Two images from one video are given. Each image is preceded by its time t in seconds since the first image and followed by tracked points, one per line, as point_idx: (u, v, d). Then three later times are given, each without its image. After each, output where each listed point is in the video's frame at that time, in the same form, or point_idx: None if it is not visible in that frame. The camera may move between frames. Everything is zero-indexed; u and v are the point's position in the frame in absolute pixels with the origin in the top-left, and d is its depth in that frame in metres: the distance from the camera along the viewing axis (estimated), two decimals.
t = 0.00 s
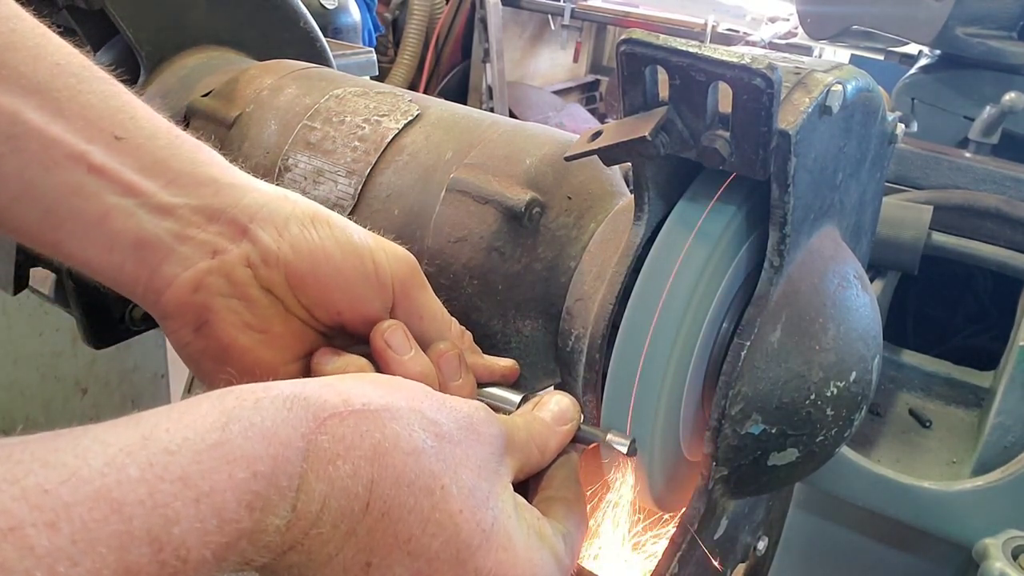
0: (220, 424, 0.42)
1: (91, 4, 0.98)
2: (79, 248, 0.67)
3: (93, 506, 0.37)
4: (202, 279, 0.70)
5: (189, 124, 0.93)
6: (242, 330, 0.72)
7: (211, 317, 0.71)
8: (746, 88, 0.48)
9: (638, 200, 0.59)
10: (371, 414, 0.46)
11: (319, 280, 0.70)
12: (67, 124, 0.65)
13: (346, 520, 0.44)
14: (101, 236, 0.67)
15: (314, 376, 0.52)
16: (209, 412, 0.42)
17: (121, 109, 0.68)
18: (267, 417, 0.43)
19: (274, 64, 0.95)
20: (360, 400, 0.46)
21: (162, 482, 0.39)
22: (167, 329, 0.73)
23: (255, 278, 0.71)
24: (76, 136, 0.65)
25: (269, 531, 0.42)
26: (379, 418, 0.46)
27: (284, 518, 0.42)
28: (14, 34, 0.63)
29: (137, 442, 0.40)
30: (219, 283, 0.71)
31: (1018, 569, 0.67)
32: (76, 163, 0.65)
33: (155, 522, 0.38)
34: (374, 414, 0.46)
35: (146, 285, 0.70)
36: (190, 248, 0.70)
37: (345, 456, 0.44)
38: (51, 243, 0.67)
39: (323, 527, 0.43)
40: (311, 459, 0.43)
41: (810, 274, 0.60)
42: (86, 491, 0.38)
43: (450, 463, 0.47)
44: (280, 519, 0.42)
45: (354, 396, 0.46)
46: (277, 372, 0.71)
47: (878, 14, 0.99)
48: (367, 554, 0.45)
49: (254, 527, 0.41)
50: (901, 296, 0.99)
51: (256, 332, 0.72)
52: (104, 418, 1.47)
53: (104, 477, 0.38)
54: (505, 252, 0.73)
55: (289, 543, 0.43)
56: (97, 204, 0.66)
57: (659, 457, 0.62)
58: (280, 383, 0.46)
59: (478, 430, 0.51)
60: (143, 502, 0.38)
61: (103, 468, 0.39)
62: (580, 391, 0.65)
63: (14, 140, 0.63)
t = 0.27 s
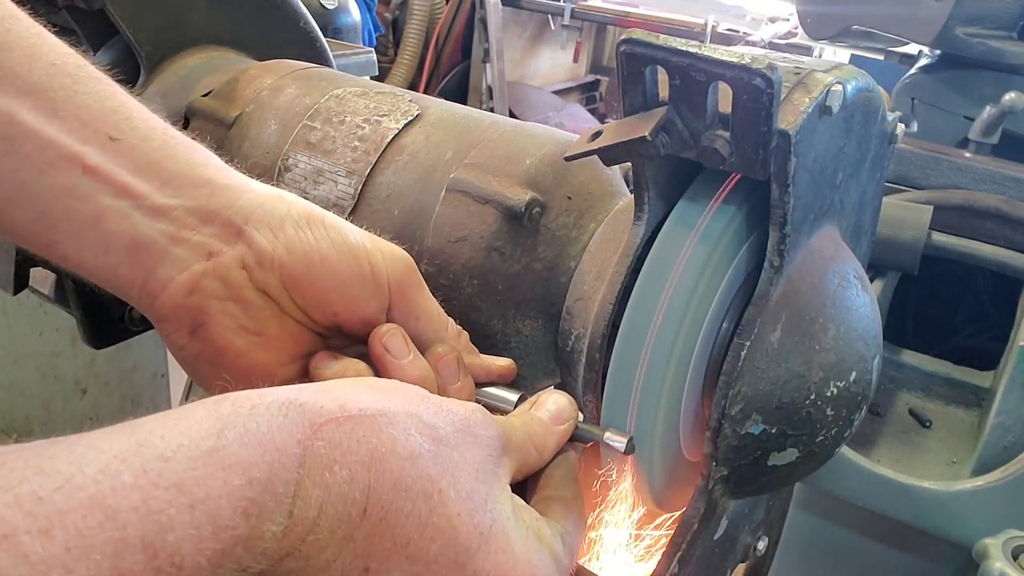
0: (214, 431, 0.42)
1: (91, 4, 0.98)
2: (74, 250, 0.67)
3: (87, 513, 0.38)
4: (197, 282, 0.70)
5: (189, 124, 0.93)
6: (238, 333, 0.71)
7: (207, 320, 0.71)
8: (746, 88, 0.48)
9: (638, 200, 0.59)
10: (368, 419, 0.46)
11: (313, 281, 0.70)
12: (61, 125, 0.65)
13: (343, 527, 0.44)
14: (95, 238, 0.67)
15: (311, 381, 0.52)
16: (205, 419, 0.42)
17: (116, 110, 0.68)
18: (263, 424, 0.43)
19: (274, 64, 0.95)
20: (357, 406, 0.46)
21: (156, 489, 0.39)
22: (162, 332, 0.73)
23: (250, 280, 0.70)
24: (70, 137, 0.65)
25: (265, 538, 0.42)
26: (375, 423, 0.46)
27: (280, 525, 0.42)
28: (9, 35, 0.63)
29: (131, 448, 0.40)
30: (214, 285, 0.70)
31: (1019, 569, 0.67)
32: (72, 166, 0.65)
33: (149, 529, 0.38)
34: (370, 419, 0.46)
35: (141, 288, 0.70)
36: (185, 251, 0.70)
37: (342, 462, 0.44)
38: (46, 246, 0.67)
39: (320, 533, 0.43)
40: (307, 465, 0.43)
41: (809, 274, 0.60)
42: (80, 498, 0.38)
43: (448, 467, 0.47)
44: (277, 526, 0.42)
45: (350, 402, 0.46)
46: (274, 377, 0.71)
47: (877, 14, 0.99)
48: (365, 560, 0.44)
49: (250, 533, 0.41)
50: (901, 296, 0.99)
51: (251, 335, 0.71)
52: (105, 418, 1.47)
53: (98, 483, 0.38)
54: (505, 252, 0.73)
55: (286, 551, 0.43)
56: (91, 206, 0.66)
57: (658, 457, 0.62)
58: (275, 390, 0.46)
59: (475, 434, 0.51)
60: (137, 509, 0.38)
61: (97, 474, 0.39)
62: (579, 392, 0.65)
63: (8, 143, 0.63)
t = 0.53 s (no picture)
0: (210, 435, 0.42)
1: (90, 3, 0.98)
2: (68, 250, 0.67)
3: (80, 516, 0.37)
4: (192, 282, 0.70)
5: (189, 124, 0.93)
6: (234, 333, 0.72)
7: (203, 321, 0.71)
8: (746, 88, 0.48)
9: (638, 200, 0.59)
10: (366, 422, 0.46)
11: (310, 280, 0.70)
12: (54, 124, 0.65)
13: (342, 530, 0.44)
14: (90, 238, 0.68)
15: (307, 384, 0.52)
16: (200, 423, 0.42)
17: (110, 108, 0.67)
18: (259, 428, 0.43)
19: (274, 64, 0.95)
20: (353, 408, 0.46)
21: (150, 492, 0.39)
22: (159, 333, 0.73)
23: (245, 279, 0.71)
24: (63, 136, 0.65)
25: (262, 541, 0.42)
26: (371, 425, 0.46)
27: (277, 529, 0.42)
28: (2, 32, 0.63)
29: (125, 452, 0.40)
30: (210, 286, 0.71)
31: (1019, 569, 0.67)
32: (68, 167, 0.65)
33: (144, 533, 0.38)
34: (368, 422, 0.46)
35: (136, 289, 0.70)
36: (179, 250, 0.70)
37: (339, 465, 0.44)
38: (40, 246, 0.67)
39: (318, 536, 0.43)
40: (304, 469, 0.43)
41: (809, 274, 0.60)
42: (73, 502, 0.38)
43: (446, 468, 0.47)
44: (274, 530, 0.42)
45: (346, 404, 0.46)
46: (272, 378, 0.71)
47: (878, 14, 0.99)
48: (364, 562, 0.45)
49: (246, 537, 0.41)
50: (902, 296, 0.99)
51: (248, 334, 0.71)
52: (104, 418, 1.46)
53: (91, 487, 0.38)
54: (506, 252, 0.73)
55: (283, 554, 0.43)
56: (85, 206, 0.66)
57: (658, 457, 0.62)
58: (269, 394, 0.45)
59: (472, 433, 0.50)
60: (131, 512, 0.38)
61: (91, 478, 0.38)
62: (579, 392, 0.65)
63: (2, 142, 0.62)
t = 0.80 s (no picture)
0: (208, 437, 0.42)
1: (90, 3, 0.98)
2: (66, 251, 0.68)
3: (77, 519, 0.38)
4: (189, 283, 0.70)
5: (189, 123, 0.93)
6: (232, 334, 0.71)
7: (200, 322, 0.71)
8: (746, 88, 0.48)
9: (638, 200, 0.59)
10: (364, 424, 0.46)
11: (307, 280, 0.69)
12: (51, 125, 0.65)
13: (341, 532, 0.44)
14: (87, 239, 0.68)
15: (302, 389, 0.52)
16: (199, 426, 0.42)
17: (106, 108, 0.67)
18: (258, 431, 0.43)
19: (274, 64, 0.95)
20: (351, 412, 0.46)
21: (148, 495, 0.39)
22: (157, 334, 0.73)
23: (242, 281, 0.70)
24: (60, 136, 0.65)
25: (260, 545, 0.42)
26: (370, 430, 0.46)
27: (275, 532, 0.42)
28: None
29: (123, 454, 0.40)
30: (207, 287, 0.70)
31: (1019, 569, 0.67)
32: (66, 167, 0.65)
33: (140, 536, 0.38)
34: (366, 424, 0.46)
35: (134, 290, 0.70)
36: (176, 252, 0.70)
37: (338, 469, 0.44)
38: (38, 246, 0.67)
39: (317, 540, 0.43)
40: (303, 472, 0.43)
41: (810, 274, 0.60)
42: (69, 505, 0.38)
43: (444, 470, 0.47)
44: (272, 533, 0.42)
45: (344, 408, 0.46)
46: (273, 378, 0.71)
47: (878, 13, 0.99)
48: (363, 565, 0.45)
49: (244, 540, 0.41)
50: (902, 296, 0.99)
51: (246, 335, 0.71)
52: (104, 418, 1.46)
53: (88, 490, 0.38)
54: (506, 252, 0.73)
55: (281, 557, 0.43)
56: (81, 207, 0.66)
57: (658, 457, 0.62)
58: (266, 399, 0.45)
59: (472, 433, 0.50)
60: (128, 515, 0.38)
61: (87, 481, 0.38)
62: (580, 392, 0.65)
63: None
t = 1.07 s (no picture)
0: (202, 445, 0.42)
1: (90, 4, 0.98)
2: (72, 254, 0.68)
3: (70, 527, 0.37)
4: (196, 287, 0.70)
5: (189, 123, 0.93)
6: (237, 337, 0.71)
7: (206, 325, 0.71)
8: (746, 88, 0.48)
9: (638, 200, 0.59)
10: (358, 433, 0.46)
11: (312, 285, 0.70)
12: (59, 128, 0.64)
13: (333, 541, 0.44)
14: (94, 243, 0.68)
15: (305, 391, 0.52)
16: (193, 433, 0.42)
17: (114, 112, 0.67)
18: (252, 438, 0.43)
19: (274, 64, 0.95)
20: (344, 420, 0.46)
21: (140, 503, 0.39)
22: (162, 335, 0.73)
23: (249, 285, 0.71)
24: (71, 140, 0.65)
25: (252, 553, 0.42)
26: (364, 437, 0.46)
27: (268, 540, 0.42)
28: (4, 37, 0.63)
29: (116, 462, 0.40)
30: (214, 291, 0.70)
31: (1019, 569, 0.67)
32: (76, 172, 0.65)
33: (133, 544, 0.38)
34: (360, 433, 0.46)
35: (140, 292, 0.71)
36: (183, 256, 0.70)
37: (331, 477, 0.44)
38: (43, 247, 0.67)
39: (309, 548, 0.43)
40: (295, 480, 0.43)
41: (810, 274, 0.60)
42: (62, 513, 0.38)
43: (438, 480, 0.47)
44: (265, 541, 0.42)
45: (338, 415, 0.46)
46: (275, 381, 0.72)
47: (879, 13, 0.99)
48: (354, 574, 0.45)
49: (236, 548, 0.41)
50: (902, 295, 0.99)
51: (250, 338, 0.72)
52: (105, 417, 1.44)
53: (81, 498, 0.38)
54: (506, 252, 0.73)
55: (274, 564, 0.43)
56: (90, 210, 0.67)
57: (658, 458, 0.62)
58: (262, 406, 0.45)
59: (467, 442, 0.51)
60: (121, 523, 0.38)
61: (80, 489, 0.39)
62: (579, 393, 0.65)
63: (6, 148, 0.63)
